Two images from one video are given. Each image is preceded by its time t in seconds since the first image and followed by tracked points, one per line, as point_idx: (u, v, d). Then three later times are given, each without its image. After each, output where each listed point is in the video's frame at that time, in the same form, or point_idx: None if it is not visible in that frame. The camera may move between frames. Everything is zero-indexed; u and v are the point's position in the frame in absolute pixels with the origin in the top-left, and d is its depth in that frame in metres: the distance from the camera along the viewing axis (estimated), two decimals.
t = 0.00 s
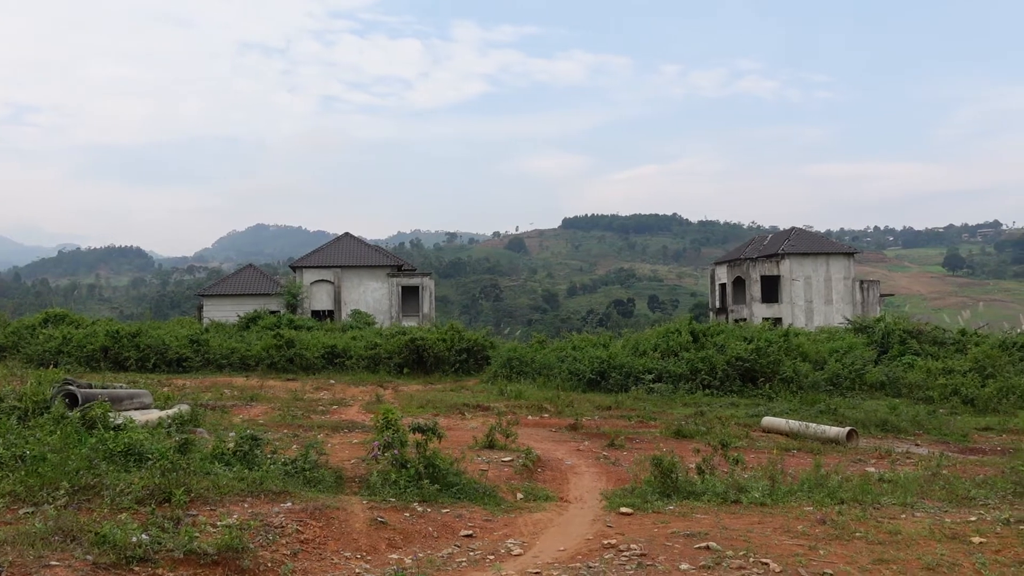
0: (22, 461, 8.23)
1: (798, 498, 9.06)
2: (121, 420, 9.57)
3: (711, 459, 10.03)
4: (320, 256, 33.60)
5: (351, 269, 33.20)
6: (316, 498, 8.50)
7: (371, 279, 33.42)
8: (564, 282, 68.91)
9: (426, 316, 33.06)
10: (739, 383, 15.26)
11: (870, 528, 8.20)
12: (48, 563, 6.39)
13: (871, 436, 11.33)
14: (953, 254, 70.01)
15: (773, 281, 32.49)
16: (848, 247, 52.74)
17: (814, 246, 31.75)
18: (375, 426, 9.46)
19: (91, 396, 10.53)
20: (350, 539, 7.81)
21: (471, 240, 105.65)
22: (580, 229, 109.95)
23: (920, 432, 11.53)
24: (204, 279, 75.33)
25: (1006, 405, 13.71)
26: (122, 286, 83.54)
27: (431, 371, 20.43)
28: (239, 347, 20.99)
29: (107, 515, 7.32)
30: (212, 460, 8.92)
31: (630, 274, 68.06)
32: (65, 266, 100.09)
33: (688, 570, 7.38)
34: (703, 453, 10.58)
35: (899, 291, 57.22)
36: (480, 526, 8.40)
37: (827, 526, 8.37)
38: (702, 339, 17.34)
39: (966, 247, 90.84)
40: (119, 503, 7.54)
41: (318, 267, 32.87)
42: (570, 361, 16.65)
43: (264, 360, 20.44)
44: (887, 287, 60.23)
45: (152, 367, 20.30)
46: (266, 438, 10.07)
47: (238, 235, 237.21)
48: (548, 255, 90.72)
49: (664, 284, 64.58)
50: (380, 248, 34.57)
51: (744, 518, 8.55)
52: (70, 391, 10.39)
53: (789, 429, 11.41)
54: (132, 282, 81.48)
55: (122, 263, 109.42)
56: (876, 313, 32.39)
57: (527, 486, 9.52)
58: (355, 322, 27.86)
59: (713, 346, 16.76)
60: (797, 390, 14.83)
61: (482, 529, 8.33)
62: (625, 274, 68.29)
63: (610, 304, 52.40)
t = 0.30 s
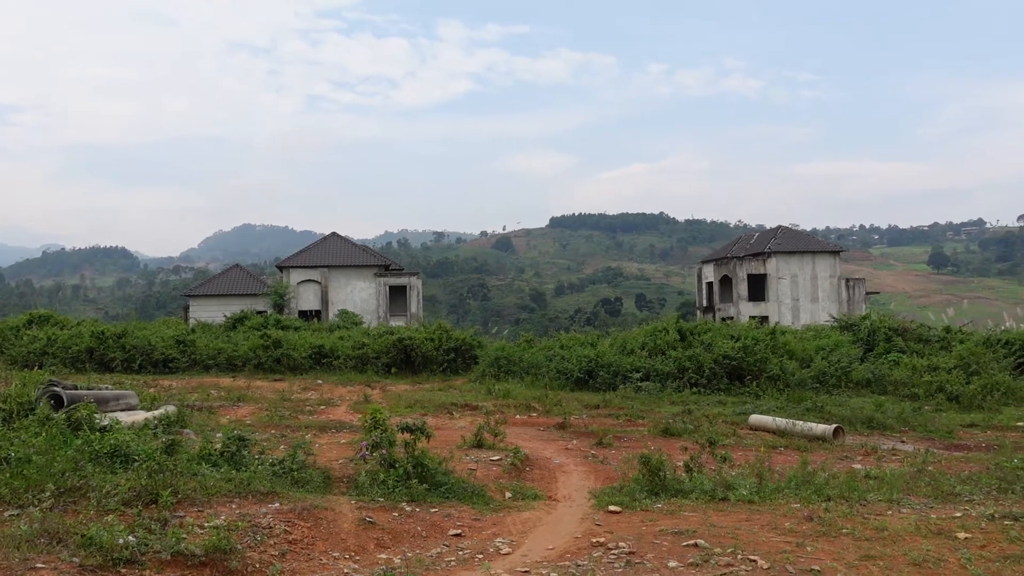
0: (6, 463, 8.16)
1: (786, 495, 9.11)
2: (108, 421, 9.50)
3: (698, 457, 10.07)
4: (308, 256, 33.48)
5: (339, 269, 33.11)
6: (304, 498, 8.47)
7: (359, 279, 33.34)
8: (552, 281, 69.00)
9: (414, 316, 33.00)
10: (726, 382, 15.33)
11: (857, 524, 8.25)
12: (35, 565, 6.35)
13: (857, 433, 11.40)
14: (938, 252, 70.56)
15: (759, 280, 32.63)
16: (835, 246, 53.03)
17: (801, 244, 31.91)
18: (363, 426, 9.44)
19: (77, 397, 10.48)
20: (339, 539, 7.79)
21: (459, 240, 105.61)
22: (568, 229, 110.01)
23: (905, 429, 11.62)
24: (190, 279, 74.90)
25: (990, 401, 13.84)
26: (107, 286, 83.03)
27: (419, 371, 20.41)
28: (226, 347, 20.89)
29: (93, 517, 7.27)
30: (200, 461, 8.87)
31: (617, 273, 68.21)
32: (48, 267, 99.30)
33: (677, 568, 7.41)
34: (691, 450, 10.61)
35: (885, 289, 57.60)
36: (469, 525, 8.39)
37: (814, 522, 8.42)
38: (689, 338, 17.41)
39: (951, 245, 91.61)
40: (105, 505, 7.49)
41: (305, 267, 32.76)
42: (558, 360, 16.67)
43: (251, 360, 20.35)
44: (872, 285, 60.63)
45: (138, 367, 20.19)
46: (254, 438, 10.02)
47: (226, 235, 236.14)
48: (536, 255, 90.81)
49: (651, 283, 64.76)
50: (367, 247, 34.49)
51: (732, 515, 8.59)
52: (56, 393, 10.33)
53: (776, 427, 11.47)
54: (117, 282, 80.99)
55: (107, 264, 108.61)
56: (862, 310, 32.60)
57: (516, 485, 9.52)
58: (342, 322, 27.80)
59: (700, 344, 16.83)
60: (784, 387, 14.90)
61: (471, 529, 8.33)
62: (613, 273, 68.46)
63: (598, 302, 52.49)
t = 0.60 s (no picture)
0: None
1: (773, 491, 9.15)
2: (93, 421, 9.42)
3: (686, 453, 10.09)
4: (294, 255, 33.34)
5: (325, 268, 33.01)
6: (291, 498, 8.44)
7: (345, 277, 33.25)
8: (539, 279, 69.08)
9: (401, 315, 32.93)
10: (713, 378, 15.39)
11: (843, 519, 8.30)
12: (18, 567, 6.29)
13: (843, 429, 11.46)
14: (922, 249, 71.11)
15: (745, 277, 32.77)
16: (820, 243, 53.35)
17: (786, 242, 32.07)
18: (350, 425, 9.40)
19: (62, 398, 10.37)
20: (326, 538, 7.76)
21: (446, 238, 105.51)
22: (555, 227, 110.03)
23: (890, 424, 11.69)
24: (174, 278, 74.43)
25: (974, 397, 13.95)
26: (91, 285, 82.40)
27: (407, 369, 20.37)
28: (212, 346, 20.78)
29: (78, 518, 7.21)
30: (186, 461, 8.81)
31: (604, 271, 68.33)
32: (32, 266, 98.44)
33: (665, 564, 7.45)
34: (678, 447, 10.64)
35: (870, 286, 57.98)
36: (457, 524, 8.38)
37: (801, 518, 8.46)
38: (676, 335, 17.46)
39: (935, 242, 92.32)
40: (90, 506, 7.43)
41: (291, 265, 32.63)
42: (545, 358, 16.67)
43: (238, 359, 20.25)
44: (857, 282, 61.03)
45: (123, 367, 20.06)
46: (240, 438, 9.97)
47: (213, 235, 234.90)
48: (523, 253, 90.86)
49: (638, 280, 64.96)
50: (354, 246, 34.40)
51: (719, 512, 8.62)
52: (40, 393, 10.23)
53: (763, 423, 11.51)
54: (101, 281, 80.39)
55: (91, 263, 107.73)
56: (847, 307, 32.80)
57: (503, 483, 9.51)
58: (329, 321, 27.71)
59: (687, 341, 16.89)
60: (770, 384, 14.97)
61: (459, 527, 8.32)
62: (600, 270, 68.62)
63: (585, 300, 52.59)
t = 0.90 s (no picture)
0: None
1: (758, 487, 9.19)
2: (76, 419, 9.35)
3: (671, 450, 10.12)
4: (280, 252, 33.21)
5: (312, 264, 32.89)
6: (276, 495, 8.40)
7: (332, 274, 33.15)
8: (526, 276, 69.15)
9: (388, 312, 32.85)
10: (699, 375, 15.44)
11: (827, 516, 8.35)
12: None
13: (828, 426, 11.51)
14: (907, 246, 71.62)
15: (732, 274, 32.88)
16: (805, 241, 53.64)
17: (772, 239, 32.20)
18: (336, 422, 9.38)
19: (44, 395, 10.28)
20: (311, 536, 7.74)
21: (434, 235, 105.43)
22: (542, 224, 109.96)
23: (875, 421, 11.75)
24: (159, 275, 73.96)
25: (957, 394, 14.05)
26: (75, 281, 81.74)
27: (393, 366, 20.34)
28: (197, 343, 20.66)
29: (61, 516, 7.15)
30: (169, 458, 8.75)
31: (591, 268, 68.37)
32: (15, 262, 97.59)
33: (650, 561, 7.48)
34: (663, 444, 10.66)
35: (854, 283, 58.34)
36: (443, 521, 8.38)
37: (785, 514, 8.50)
38: (662, 332, 17.51)
39: (919, 240, 93.04)
40: (73, 504, 7.38)
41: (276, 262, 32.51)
42: (532, 355, 16.67)
43: (223, 356, 20.14)
44: (842, 280, 61.43)
45: (107, 364, 19.93)
46: (225, 435, 9.91)
47: (200, 231, 233.65)
48: (510, 250, 90.92)
49: (624, 278, 65.11)
50: (341, 243, 34.29)
51: (704, 508, 8.65)
52: (22, 390, 10.14)
53: (748, 420, 11.54)
54: (85, 278, 79.78)
55: (75, 259, 106.94)
56: (832, 305, 32.95)
57: (489, 480, 9.51)
58: (315, 318, 27.62)
59: (673, 339, 16.94)
60: (756, 381, 15.03)
61: (444, 524, 8.31)
62: (587, 268, 68.74)
63: (572, 297, 52.62)
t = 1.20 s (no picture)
0: None
1: (743, 484, 9.22)
2: (60, 417, 9.30)
3: (658, 447, 10.14)
4: (267, 248, 33.11)
5: (299, 261, 32.81)
6: (262, 493, 8.38)
7: (319, 271, 33.08)
8: (514, 273, 69.17)
9: (375, 308, 32.81)
10: (685, 372, 15.48)
11: (812, 512, 8.39)
12: None
13: (814, 423, 11.55)
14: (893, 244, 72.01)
15: (719, 272, 32.96)
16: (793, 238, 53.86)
17: (759, 237, 32.28)
18: (322, 419, 9.37)
19: (27, 392, 10.21)
20: (297, 533, 7.73)
21: (423, 232, 105.27)
22: (531, 221, 109.87)
23: (860, 418, 11.80)
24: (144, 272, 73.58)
25: (941, 391, 14.12)
26: (59, 278, 81.19)
27: (380, 363, 20.33)
28: (183, 340, 20.58)
29: (44, 514, 7.11)
30: (154, 456, 8.72)
31: (579, 265, 68.40)
32: None
33: (635, 558, 7.50)
34: (650, 441, 10.68)
35: (840, 281, 58.61)
36: (429, 518, 8.38)
37: (770, 511, 8.54)
38: (649, 330, 17.55)
39: (906, 237, 93.53)
40: (56, 502, 7.34)
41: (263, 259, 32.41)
42: (519, 352, 16.67)
43: (209, 354, 20.07)
44: (829, 276, 61.70)
45: (92, 361, 19.83)
46: (210, 433, 9.88)
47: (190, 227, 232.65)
48: (499, 247, 90.93)
49: (612, 275, 65.23)
50: (329, 240, 34.21)
51: (690, 505, 8.68)
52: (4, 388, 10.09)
53: (734, 417, 11.57)
54: (69, 275, 79.21)
55: (61, 256, 106.25)
56: (818, 302, 33.05)
57: (476, 477, 9.51)
58: (302, 315, 27.56)
59: (660, 336, 16.97)
60: (742, 378, 15.08)
61: (430, 521, 8.31)
62: (575, 264, 68.81)
63: (560, 294, 52.65)
